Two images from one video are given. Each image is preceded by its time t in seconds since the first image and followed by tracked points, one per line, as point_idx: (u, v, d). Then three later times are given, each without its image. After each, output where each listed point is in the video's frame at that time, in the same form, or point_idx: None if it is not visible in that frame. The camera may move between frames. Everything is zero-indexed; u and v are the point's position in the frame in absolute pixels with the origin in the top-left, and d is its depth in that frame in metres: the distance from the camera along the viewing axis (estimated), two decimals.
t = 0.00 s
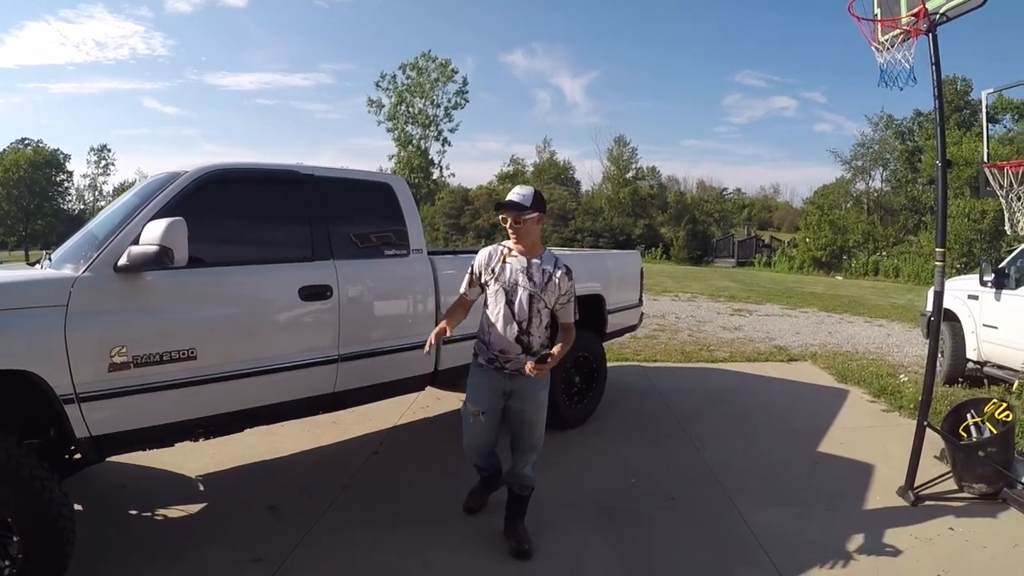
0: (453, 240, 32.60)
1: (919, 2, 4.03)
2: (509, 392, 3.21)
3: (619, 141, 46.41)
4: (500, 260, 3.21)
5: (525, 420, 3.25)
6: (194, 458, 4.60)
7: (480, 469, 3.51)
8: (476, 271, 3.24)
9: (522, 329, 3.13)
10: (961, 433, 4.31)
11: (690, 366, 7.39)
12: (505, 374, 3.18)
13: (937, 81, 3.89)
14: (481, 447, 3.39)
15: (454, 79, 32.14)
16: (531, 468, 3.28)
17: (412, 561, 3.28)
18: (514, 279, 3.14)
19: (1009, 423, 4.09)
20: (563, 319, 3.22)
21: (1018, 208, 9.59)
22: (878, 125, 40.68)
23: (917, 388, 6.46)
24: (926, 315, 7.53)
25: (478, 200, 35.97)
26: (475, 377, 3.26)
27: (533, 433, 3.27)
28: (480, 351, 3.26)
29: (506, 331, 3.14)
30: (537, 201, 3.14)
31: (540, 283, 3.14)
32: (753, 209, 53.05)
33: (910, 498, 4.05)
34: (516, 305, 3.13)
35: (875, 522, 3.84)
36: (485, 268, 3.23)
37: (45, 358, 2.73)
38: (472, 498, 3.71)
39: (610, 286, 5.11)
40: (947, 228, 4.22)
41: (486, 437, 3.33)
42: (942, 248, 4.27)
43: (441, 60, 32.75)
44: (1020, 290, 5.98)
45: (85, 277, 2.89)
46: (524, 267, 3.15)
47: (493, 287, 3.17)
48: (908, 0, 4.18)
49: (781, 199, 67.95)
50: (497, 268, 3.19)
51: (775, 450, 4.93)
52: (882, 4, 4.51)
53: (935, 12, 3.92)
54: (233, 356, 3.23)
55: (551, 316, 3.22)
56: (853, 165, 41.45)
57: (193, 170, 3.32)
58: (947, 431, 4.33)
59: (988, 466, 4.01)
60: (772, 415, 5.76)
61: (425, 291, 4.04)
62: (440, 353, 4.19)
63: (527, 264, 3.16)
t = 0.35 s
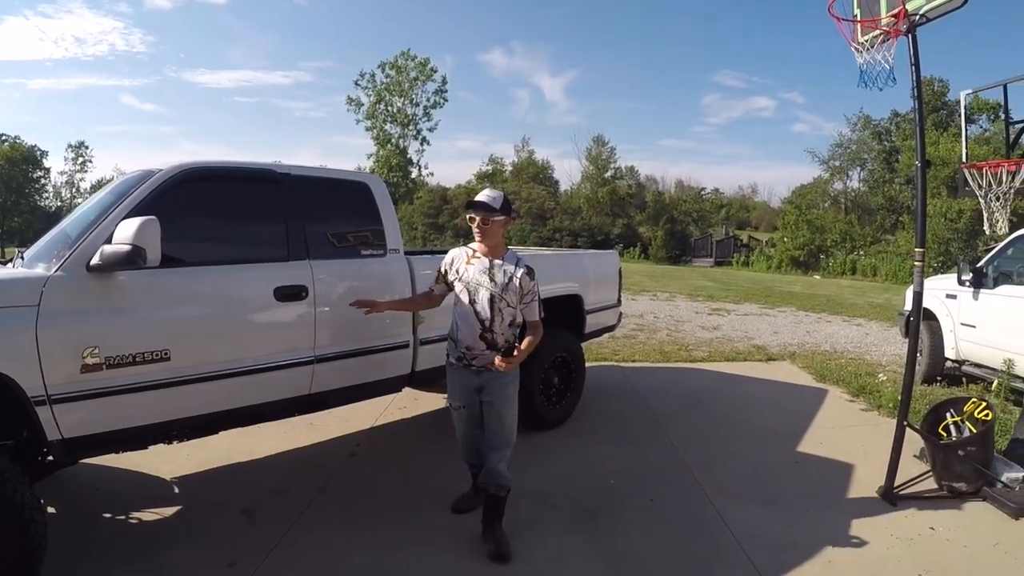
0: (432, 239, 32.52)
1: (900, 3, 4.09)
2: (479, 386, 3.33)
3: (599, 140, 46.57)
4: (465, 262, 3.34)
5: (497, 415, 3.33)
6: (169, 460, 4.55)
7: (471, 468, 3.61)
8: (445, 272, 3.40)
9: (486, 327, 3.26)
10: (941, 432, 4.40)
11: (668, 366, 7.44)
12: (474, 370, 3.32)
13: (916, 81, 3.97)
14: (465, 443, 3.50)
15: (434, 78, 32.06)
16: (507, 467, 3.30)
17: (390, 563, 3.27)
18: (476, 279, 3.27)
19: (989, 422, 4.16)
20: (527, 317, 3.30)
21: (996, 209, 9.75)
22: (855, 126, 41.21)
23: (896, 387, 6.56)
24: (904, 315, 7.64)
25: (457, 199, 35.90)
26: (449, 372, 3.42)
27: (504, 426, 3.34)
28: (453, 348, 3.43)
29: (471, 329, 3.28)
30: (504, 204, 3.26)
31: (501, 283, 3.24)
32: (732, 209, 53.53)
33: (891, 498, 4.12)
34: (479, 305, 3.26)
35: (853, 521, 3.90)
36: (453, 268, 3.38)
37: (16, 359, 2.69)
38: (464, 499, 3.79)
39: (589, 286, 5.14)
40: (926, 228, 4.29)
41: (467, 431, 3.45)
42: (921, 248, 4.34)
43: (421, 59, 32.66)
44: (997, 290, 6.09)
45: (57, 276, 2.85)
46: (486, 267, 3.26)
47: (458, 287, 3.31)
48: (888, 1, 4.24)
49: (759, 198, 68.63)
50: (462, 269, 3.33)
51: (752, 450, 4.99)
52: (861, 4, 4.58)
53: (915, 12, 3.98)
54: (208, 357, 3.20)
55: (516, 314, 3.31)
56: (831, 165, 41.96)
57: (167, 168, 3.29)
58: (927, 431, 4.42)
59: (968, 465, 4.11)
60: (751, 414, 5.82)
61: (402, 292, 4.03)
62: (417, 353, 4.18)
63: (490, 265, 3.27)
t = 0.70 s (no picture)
0: (416, 239, 32.42)
1: (889, 6, 4.15)
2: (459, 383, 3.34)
3: (584, 142, 46.71)
4: (441, 264, 3.37)
5: (476, 414, 3.31)
6: (148, 462, 4.50)
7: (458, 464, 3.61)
8: (421, 273, 3.43)
9: (462, 327, 3.28)
10: (927, 436, 4.46)
11: (652, 368, 7.48)
12: (453, 369, 3.34)
13: (904, 82, 4.04)
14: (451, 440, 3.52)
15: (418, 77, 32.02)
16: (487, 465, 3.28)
17: (371, 567, 3.25)
18: (451, 281, 3.30)
19: (976, 426, 4.25)
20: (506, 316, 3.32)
21: (982, 213, 9.88)
22: (839, 129, 41.64)
23: (880, 391, 6.63)
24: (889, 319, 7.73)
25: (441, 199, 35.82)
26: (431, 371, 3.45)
27: (482, 424, 3.32)
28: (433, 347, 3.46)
29: (448, 330, 3.30)
30: (473, 206, 3.32)
31: (474, 284, 3.25)
32: (716, 211, 53.85)
33: (879, 504, 4.17)
34: (454, 306, 3.29)
35: (838, 525, 3.93)
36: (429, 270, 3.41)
37: None
38: (449, 501, 3.78)
39: (574, 287, 5.15)
40: (914, 231, 4.35)
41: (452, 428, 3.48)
42: (909, 252, 4.40)
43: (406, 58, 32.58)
44: (982, 294, 6.18)
45: (33, 276, 2.80)
46: (460, 269, 3.28)
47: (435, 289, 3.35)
48: (876, 4, 4.29)
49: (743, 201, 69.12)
50: (438, 271, 3.36)
51: (735, 454, 5.02)
52: (849, 7, 4.64)
53: (904, 15, 4.04)
54: (187, 358, 3.16)
55: (493, 314, 3.32)
56: (814, 168, 42.37)
57: (147, 166, 3.25)
58: (913, 435, 4.48)
59: (954, 470, 4.17)
60: (735, 417, 5.86)
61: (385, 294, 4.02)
62: (401, 356, 4.17)
63: (464, 267, 3.29)
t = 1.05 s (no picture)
0: (415, 242, 32.38)
1: None
2: (458, 389, 3.26)
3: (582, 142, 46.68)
4: (438, 265, 3.29)
5: (476, 420, 3.22)
6: (145, 472, 4.42)
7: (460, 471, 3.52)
8: (417, 275, 3.35)
9: (461, 330, 3.20)
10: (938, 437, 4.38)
11: (655, 369, 7.39)
12: (452, 374, 3.25)
13: (910, 74, 3.97)
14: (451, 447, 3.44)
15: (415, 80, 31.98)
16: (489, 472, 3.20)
17: None
18: (449, 282, 3.21)
19: (987, 426, 4.17)
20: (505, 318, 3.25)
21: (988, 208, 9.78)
22: (837, 127, 41.58)
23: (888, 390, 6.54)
24: (895, 317, 7.64)
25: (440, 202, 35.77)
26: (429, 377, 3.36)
27: (482, 430, 3.23)
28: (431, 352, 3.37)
29: (446, 334, 3.21)
30: (472, 206, 3.23)
31: (472, 285, 3.18)
32: (715, 210, 53.78)
33: (890, 507, 4.08)
34: (453, 308, 3.20)
35: (848, 530, 3.84)
36: (426, 272, 3.33)
37: None
38: (451, 510, 3.69)
39: (576, 289, 5.07)
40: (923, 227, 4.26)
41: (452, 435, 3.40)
42: (919, 248, 4.32)
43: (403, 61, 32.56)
44: (989, 290, 6.11)
45: (21, 285, 2.72)
46: (458, 271, 3.20)
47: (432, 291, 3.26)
48: None
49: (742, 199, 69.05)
50: (435, 273, 3.28)
51: (743, 456, 4.93)
52: None
53: (909, 6, 3.97)
54: (180, 368, 3.08)
55: (491, 316, 3.24)
56: (814, 165, 42.30)
57: (137, 170, 3.16)
58: (924, 435, 4.40)
59: (967, 471, 4.08)
60: (741, 419, 5.78)
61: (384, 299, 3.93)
62: (400, 362, 4.09)
63: (461, 268, 3.22)
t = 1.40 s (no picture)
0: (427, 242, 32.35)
1: None
2: (467, 400, 3.15)
3: (595, 143, 46.53)
4: (447, 267, 3.18)
5: (484, 433, 3.10)
6: (150, 474, 4.35)
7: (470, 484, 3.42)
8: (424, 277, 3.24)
9: (469, 336, 3.09)
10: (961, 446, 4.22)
11: (669, 373, 7.26)
12: (460, 384, 3.14)
13: (933, 71, 3.82)
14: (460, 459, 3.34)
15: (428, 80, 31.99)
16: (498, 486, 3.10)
17: None
18: (460, 285, 3.10)
19: (1010, 435, 4.01)
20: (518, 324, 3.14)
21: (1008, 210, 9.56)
22: (853, 128, 41.16)
23: (906, 396, 6.38)
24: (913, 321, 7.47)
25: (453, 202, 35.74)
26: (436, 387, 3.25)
27: (492, 443, 3.12)
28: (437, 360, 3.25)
29: (454, 340, 3.10)
30: (495, 208, 3.13)
31: (485, 289, 3.08)
32: (728, 212, 53.44)
33: (910, 519, 3.92)
34: (462, 313, 3.09)
35: (870, 542, 3.69)
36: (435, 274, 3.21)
37: None
38: (459, 518, 3.58)
39: (589, 291, 4.95)
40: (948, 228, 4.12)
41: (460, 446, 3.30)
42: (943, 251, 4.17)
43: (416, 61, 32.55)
44: (1011, 294, 5.93)
45: (19, 285, 2.64)
46: (469, 273, 3.09)
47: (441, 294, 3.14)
48: None
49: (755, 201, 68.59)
50: (444, 275, 3.17)
51: (759, 463, 4.80)
52: None
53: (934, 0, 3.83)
54: (183, 370, 2.99)
55: (502, 322, 3.15)
56: (828, 166, 41.89)
57: (139, 168, 3.08)
58: (946, 444, 4.26)
59: (990, 482, 3.92)
60: (757, 424, 5.64)
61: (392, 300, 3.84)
62: (408, 365, 3.99)
63: (474, 271, 3.11)
